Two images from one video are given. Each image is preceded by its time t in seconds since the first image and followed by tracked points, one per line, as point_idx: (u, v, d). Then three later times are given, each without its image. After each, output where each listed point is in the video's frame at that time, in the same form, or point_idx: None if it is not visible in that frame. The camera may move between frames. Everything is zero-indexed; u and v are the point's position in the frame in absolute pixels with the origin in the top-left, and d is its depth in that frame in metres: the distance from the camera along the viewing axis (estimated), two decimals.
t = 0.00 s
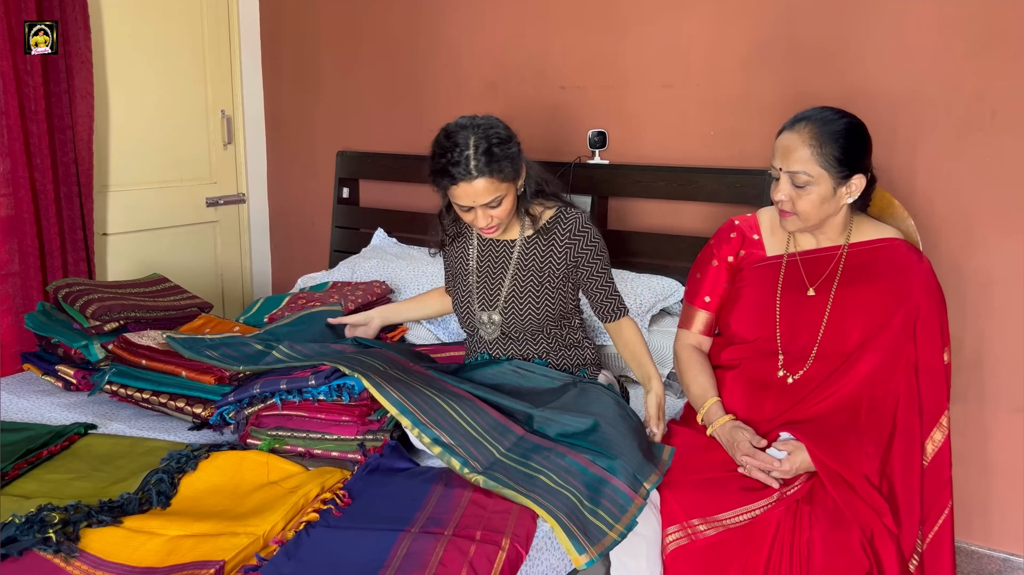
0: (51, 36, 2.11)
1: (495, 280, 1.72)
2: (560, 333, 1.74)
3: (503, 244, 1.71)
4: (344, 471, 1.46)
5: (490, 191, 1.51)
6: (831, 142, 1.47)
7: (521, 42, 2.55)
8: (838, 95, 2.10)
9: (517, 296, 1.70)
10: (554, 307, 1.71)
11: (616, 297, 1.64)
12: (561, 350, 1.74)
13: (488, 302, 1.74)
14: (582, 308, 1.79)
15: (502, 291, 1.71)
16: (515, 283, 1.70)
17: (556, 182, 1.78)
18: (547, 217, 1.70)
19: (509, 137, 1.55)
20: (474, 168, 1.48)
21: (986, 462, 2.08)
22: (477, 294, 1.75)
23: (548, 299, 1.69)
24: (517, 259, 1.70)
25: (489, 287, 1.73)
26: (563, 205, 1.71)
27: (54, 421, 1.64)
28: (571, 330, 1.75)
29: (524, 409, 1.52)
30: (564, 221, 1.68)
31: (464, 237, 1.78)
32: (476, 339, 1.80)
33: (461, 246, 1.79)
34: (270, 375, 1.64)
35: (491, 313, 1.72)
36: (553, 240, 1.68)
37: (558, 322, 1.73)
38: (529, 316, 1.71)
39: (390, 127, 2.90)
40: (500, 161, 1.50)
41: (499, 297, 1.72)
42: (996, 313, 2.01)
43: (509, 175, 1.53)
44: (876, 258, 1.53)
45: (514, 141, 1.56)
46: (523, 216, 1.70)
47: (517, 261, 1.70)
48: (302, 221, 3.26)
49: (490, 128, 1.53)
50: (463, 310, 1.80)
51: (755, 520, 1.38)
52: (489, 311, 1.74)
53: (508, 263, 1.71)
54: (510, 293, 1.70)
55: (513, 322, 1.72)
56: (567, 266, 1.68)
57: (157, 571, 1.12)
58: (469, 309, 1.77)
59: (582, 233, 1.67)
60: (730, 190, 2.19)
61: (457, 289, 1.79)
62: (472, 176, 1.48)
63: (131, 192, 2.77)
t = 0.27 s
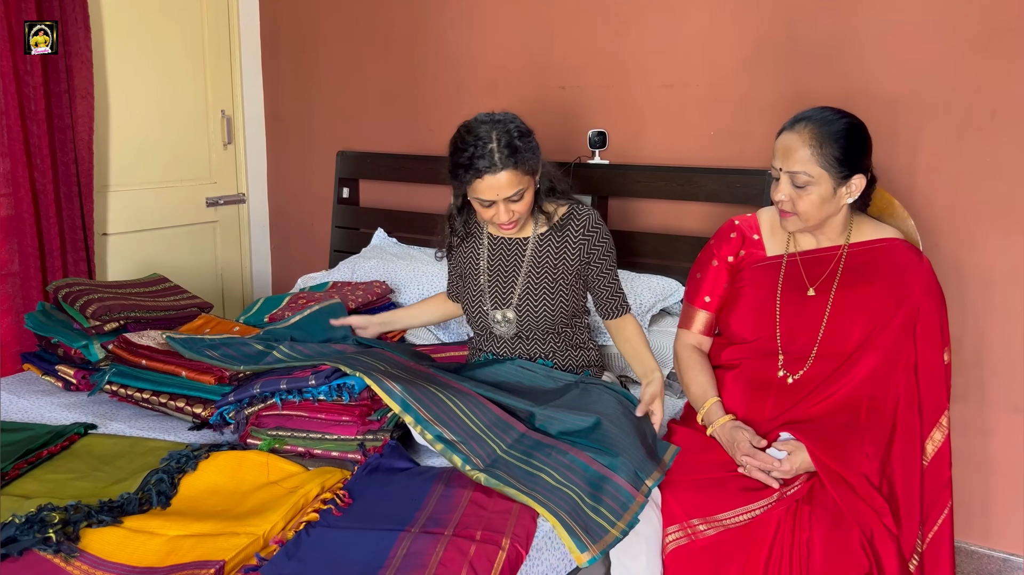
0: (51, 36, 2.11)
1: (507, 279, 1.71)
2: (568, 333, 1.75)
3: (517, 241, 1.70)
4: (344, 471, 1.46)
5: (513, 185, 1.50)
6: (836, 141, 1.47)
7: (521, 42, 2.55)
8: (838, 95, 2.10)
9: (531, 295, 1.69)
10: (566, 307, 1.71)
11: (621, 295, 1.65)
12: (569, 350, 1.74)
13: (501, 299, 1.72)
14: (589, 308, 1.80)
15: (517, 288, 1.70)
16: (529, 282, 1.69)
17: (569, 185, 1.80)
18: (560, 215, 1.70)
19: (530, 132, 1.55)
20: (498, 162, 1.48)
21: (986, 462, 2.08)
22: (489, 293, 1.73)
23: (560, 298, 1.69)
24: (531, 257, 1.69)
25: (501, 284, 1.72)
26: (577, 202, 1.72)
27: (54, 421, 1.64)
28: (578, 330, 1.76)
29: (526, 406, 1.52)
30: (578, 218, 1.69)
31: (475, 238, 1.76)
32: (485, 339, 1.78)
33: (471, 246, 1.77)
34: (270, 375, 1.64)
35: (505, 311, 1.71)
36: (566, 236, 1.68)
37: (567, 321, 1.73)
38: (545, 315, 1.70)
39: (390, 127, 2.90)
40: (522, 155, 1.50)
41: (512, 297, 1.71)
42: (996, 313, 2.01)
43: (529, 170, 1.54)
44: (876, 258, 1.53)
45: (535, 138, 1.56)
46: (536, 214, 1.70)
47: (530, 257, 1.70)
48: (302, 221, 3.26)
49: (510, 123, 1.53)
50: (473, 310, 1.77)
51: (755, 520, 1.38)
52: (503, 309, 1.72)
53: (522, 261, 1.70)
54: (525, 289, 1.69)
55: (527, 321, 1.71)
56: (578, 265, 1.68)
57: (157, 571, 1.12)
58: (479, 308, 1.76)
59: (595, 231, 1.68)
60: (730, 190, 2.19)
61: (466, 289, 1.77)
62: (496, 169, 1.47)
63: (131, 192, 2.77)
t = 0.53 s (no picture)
0: (51, 36, 2.11)
1: (512, 275, 1.75)
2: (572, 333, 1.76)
3: (517, 241, 1.74)
4: (344, 471, 1.46)
5: (514, 181, 1.51)
6: (841, 139, 1.47)
7: (521, 41, 2.55)
8: (838, 95, 2.10)
9: (534, 291, 1.72)
10: (567, 306, 1.73)
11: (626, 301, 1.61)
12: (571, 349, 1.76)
13: (504, 295, 1.75)
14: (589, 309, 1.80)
15: (519, 285, 1.74)
16: (532, 278, 1.72)
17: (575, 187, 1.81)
18: (563, 216, 1.72)
19: (539, 130, 1.55)
20: (501, 155, 1.48)
21: (986, 462, 2.08)
22: (492, 289, 1.76)
23: (561, 296, 1.72)
24: (534, 257, 1.72)
25: (505, 282, 1.75)
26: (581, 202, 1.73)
27: (54, 421, 1.64)
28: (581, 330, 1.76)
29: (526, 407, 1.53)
30: (579, 218, 1.71)
31: (478, 233, 1.79)
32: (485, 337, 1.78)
33: (474, 242, 1.80)
34: (270, 375, 1.63)
35: (507, 307, 1.73)
36: (568, 236, 1.70)
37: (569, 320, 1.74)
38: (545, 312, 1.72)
39: (390, 127, 2.90)
40: (527, 152, 1.50)
41: (515, 292, 1.74)
42: (996, 313, 2.01)
43: (534, 168, 1.54)
44: (877, 258, 1.53)
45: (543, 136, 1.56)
46: (540, 213, 1.72)
47: (533, 255, 1.72)
48: (302, 221, 3.26)
49: (522, 119, 1.53)
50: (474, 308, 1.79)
51: (755, 520, 1.38)
52: (505, 305, 1.74)
53: (525, 259, 1.73)
54: (528, 286, 1.73)
55: (529, 318, 1.74)
56: (579, 263, 1.70)
57: (157, 571, 1.12)
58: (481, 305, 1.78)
59: (597, 230, 1.69)
60: (730, 190, 2.19)
61: (470, 285, 1.80)
62: (499, 163, 1.48)
63: (131, 192, 2.77)
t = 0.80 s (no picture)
0: (51, 36, 2.12)
1: (503, 274, 1.68)
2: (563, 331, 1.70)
3: (509, 239, 1.68)
4: (344, 471, 1.46)
5: (506, 170, 1.51)
6: (839, 134, 1.47)
7: (521, 41, 2.54)
8: (838, 95, 2.10)
9: (524, 292, 1.66)
10: (559, 306, 1.67)
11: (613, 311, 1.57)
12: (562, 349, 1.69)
13: (495, 295, 1.69)
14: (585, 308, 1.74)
15: (511, 283, 1.67)
16: (523, 279, 1.66)
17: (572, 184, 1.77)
18: (556, 214, 1.68)
19: (534, 122, 1.55)
20: (493, 142, 1.48)
21: (986, 462, 2.08)
22: (483, 288, 1.70)
23: (552, 296, 1.65)
24: (525, 255, 1.66)
25: (496, 281, 1.69)
26: (574, 201, 1.69)
27: (54, 421, 1.64)
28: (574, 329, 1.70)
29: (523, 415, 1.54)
30: (572, 217, 1.65)
31: (470, 230, 1.75)
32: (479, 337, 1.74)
33: (466, 240, 1.75)
34: (270, 375, 1.63)
35: (497, 307, 1.67)
36: (560, 235, 1.65)
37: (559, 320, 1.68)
38: (535, 311, 1.66)
39: (390, 127, 2.90)
40: (519, 142, 1.50)
41: (506, 291, 1.68)
42: (996, 313, 2.01)
43: (526, 160, 1.54)
44: (876, 258, 1.53)
45: (538, 128, 1.56)
46: (532, 211, 1.69)
47: (524, 254, 1.67)
48: (302, 221, 3.26)
49: (516, 108, 1.53)
50: (467, 307, 1.74)
51: (755, 520, 1.38)
52: (496, 305, 1.68)
53: (516, 259, 1.67)
54: (519, 285, 1.66)
55: (520, 319, 1.68)
56: (569, 262, 1.64)
57: (157, 571, 1.12)
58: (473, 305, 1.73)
59: (589, 229, 1.63)
60: (731, 190, 2.19)
61: (461, 284, 1.75)
62: (491, 149, 1.48)
63: (131, 192, 2.77)
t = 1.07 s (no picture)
0: (51, 36, 2.12)
1: (494, 281, 1.67)
2: (557, 336, 1.71)
3: (500, 245, 1.67)
4: (344, 471, 1.46)
5: (495, 162, 1.50)
6: (836, 130, 1.47)
7: (521, 41, 2.54)
8: (838, 95, 2.10)
9: (517, 300, 1.65)
10: (552, 312, 1.67)
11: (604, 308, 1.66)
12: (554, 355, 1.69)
13: (488, 302, 1.68)
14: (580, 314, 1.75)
15: (501, 294, 1.66)
16: (514, 287, 1.65)
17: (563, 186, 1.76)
18: (546, 221, 1.67)
19: (530, 119, 1.56)
20: (487, 132, 1.49)
21: (986, 462, 2.08)
22: (476, 294, 1.69)
23: (544, 304, 1.65)
24: (516, 261, 1.65)
25: (488, 286, 1.68)
26: (565, 206, 1.69)
27: (54, 421, 1.65)
28: (568, 333, 1.72)
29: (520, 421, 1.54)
30: (563, 225, 1.65)
31: (460, 233, 1.74)
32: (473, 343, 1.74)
33: (456, 244, 1.74)
34: (269, 375, 1.63)
35: (490, 315, 1.67)
36: (550, 243, 1.64)
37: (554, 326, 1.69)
38: (528, 319, 1.66)
39: (390, 127, 2.90)
40: (513, 135, 1.51)
41: (498, 298, 1.67)
42: (996, 313, 2.01)
43: (519, 156, 1.54)
44: (876, 258, 1.53)
45: (533, 126, 1.57)
46: (522, 217, 1.67)
47: (516, 261, 1.66)
48: (302, 221, 3.26)
49: (514, 105, 1.54)
50: (460, 313, 1.74)
51: (755, 519, 1.38)
52: (488, 312, 1.68)
53: (507, 266, 1.66)
54: (511, 294, 1.65)
55: (512, 326, 1.67)
56: (561, 271, 1.65)
57: (157, 571, 1.12)
58: (465, 312, 1.72)
59: (585, 238, 1.64)
60: (730, 190, 2.19)
61: (454, 289, 1.74)
62: (484, 138, 1.48)
63: (131, 192, 2.77)
